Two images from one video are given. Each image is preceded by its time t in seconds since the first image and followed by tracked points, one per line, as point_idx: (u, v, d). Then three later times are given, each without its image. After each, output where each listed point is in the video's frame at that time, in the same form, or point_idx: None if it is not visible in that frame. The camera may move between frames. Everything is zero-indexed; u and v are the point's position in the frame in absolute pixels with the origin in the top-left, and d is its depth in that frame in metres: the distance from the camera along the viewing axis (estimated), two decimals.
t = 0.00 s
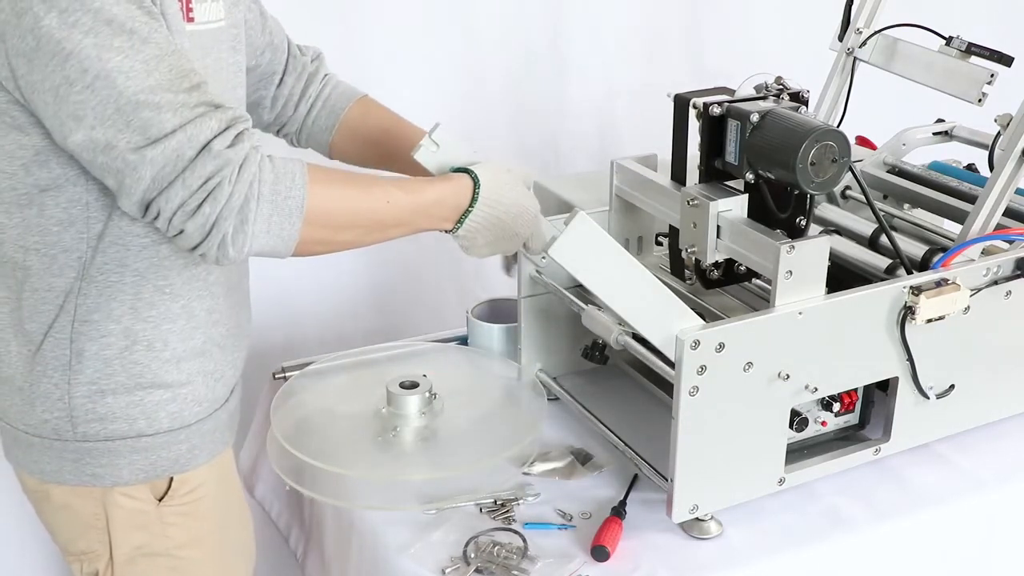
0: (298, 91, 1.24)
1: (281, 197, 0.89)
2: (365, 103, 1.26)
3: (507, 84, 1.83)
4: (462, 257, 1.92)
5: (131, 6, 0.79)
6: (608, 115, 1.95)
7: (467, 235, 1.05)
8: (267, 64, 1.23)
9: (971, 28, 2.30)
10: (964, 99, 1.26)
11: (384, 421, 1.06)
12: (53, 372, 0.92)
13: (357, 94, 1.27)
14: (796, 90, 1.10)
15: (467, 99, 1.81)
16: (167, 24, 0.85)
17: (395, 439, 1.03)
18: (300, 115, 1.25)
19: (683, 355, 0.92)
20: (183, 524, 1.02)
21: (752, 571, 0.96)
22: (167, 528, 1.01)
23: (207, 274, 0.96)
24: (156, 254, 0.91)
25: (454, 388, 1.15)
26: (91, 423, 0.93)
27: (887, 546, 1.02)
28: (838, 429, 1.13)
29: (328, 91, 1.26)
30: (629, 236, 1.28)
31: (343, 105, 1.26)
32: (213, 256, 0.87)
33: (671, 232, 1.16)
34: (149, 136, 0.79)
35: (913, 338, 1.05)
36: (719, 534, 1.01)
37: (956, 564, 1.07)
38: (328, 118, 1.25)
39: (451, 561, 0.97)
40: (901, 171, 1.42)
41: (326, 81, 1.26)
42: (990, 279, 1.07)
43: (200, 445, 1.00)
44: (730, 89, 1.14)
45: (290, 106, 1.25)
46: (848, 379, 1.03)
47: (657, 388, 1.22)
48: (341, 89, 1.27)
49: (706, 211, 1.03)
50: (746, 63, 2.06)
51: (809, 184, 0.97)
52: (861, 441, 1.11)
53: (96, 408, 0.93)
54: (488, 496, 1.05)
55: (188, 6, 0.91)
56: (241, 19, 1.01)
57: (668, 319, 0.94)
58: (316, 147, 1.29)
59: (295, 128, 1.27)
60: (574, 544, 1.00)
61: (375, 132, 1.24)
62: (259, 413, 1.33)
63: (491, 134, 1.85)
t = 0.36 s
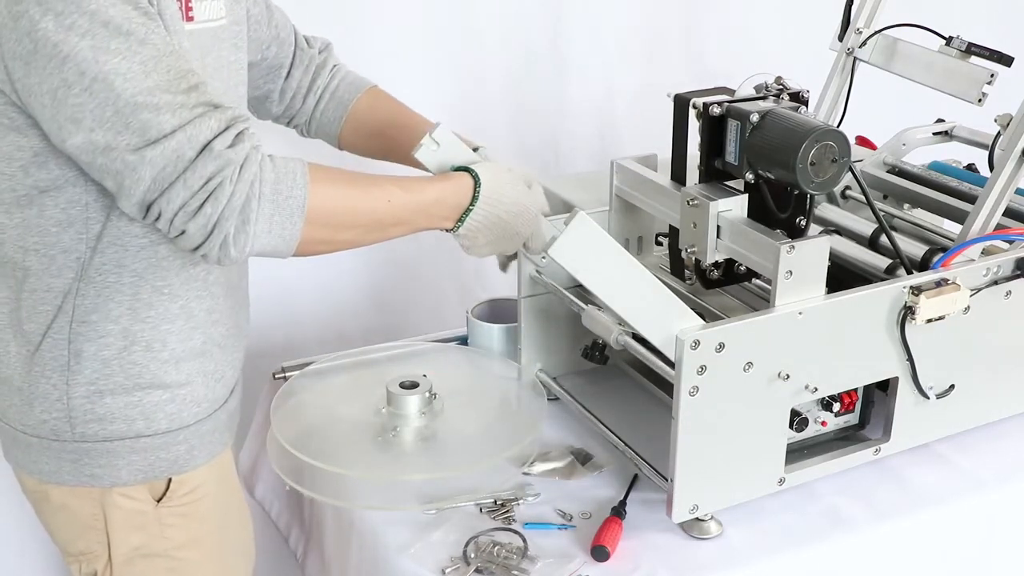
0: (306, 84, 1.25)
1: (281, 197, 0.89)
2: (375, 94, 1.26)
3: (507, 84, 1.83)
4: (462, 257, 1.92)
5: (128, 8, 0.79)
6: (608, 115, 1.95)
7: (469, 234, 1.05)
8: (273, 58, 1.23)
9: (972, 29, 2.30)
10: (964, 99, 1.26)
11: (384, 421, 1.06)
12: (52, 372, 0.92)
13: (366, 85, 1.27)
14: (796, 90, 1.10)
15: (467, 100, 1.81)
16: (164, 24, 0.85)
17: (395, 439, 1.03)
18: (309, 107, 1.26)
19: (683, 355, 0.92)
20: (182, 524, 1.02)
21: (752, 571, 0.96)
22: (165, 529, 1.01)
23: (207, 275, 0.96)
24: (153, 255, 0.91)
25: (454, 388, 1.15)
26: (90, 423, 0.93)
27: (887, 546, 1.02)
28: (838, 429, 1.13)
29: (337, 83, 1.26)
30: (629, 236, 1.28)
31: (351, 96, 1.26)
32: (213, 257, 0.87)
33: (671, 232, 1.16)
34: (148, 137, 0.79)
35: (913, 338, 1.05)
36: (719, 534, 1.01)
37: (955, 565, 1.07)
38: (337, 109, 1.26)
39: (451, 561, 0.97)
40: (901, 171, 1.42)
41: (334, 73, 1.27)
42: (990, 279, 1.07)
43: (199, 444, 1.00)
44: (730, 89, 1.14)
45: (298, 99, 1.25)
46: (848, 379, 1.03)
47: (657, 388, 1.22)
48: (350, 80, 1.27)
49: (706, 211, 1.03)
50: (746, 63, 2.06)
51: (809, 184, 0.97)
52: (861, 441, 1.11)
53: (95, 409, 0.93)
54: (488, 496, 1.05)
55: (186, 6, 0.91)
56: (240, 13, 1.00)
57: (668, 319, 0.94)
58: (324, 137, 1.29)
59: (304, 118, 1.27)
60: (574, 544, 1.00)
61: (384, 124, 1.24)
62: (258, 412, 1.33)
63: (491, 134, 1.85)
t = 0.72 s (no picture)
0: (309, 80, 1.25)
1: (280, 199, 0.89)
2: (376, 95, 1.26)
3: (507, 84, 1.83)
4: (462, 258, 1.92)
5: (125, 12, 0.79)
6: (608, 115, 1.95)
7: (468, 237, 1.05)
8: (274, 55, 1.23)
9: (972, 29, 2.30)
10: (964, 99, 1.26)
11: (383, 421, 1.06)
12: (50, 374, 0.92)
13: (368, 82, 1.26)
14: (796, 90, 1.10)
15: (466, 100, 1.81)
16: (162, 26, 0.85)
17: (395, 439, 1.03)
18: (311, 105, 1.26)
19: (683, 354, 0.92)
20: (182, 524, 1.02)
21: (753, 571, 0.96)
22: (165, 530, 1.01)
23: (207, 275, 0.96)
24: (153, 257, 0.91)
25: (453, 388, 1.14)
26: (88, 426, 0.93)
27: (888, 545, 1.02)
28: (838, 429, 1.13)
29: (339, 81, 1.26)
30: (629, 236, 1.28)
31: (353, 95, 1.25)
32: (212, 260, 0.87)
33: (671, 232, 1.16)
34: (146, 143, 0.79)
35: (913, 338, 1.05)
36: (719, 534, 1.01)
37: (955, 565, 1.07)
38: (339, 107, 1.25)
39: (451, 561, 0.97)
40: (901, 171, 1.42)
41: (337, 69, 1.27)
42: (990, 279, 1.07)
43: (199, 443, 1.00)
44: (730, 89, 1.14)
45: (301, 95, 1.25)
46: (848, 379, 1.03)
47: (657, 388, 1.22)
48: (352, 77, 1.27)
49: (706, 211, 1.03)
50: (745, 63, 2.06)
51: (809, 184, 0.97)
52: (862, 441, 1.11)
53: (93, 411, 0.93)
54: (488, 496, 1.05)
55: (183, 8, 0.91)
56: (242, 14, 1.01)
57: (668, 319, 0.94)
58: (328, 134, 1.29)
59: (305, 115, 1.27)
60: (574, 544, 1.00)
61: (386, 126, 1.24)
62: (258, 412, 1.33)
63: (491, 134, 1.85)
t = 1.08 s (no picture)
0: (306, 81, 1.25)
1: (281, 199, 0.89)
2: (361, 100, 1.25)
3: (507, 84, 1.83)
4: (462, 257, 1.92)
5: (125, 13, 0.78)
6: (608, 115, 1.95)
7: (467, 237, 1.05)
8: (272, 55, 1.23)
9: (972, 29, 2.30)
10: (964, 99, 1.26)
11: (384, 421, 1.06)
12: (50, 375, 0.92)
13: (364, 83, 1.26)
14: (796, 90, 1.10)
15: (466, 100, 1.81)
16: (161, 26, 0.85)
17: (395, 439, 1.03)
18: (309, 106, 1.26)
19: (683, 354, 0.92)
20: (181, 525, 1.02)
21: (753, 571, 0.96)
22: (165, 531, 1.01)
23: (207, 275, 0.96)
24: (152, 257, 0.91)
25: (453, 388, 1.14)
26: (89, 426, 0.93)
27: (887, 545, 1.02)
28: (838, 429, 1.13)
29: (336, 81, 1.26)
30: (629, 236, 1.28)
31: (350, 96, 1.26)
32: (219, 259, 0.87)
33: (671, 232, 1.16)
34: (149, 143, 0.79)
35: (913, 338, 1.05)
36: (719, 534, 1.01)
37: (955, 565, 1.07)
38: (336, 109, 1.26)
39: (451, 561, 0.97)
40: (901, 171, 1.42)
41: (334, 71, 1.26)
42: (990, 279, 1.07)
43: (198, 445, 1.00)
44: (730, 89, 1.14)
45: (298, 96, 1.25)
46: (847, 379, 1.03)
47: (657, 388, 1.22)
48: (348, 79, 1.27)
49: (706, 211, 1.03)
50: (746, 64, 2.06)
51: (809, 184, 0.97)
52: (861, 441, 1.11)
53: (94, 412, 0.93)
54: (488, 496, 1.05)
55: (182, 9, 0.90)
56: (240, 16, 1.01)
57: (668, 318, 0.94)
58: (325, 134, 1.29)
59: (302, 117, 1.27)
60: (574, 544, 1.00)
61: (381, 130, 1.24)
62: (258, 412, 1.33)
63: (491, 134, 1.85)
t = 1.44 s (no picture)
0: (307, 78, 1.25)
1: (281, 200, 0.89)
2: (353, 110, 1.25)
3: (506, 84, 1.83)
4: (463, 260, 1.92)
5: (125, 13, 0.78)
6: (607, 115, 1.95)
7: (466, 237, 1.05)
8: (273, 52, 1.23)
9: (971, 28, 2.30)
10: (964, 99, 1.26)
11: (384, 420, 1.06)
12: (50, 375, 0.92)
13: (368, 79, 1.26)
14: (796, 90, 1.10)
15: (466, 100, 1.81)
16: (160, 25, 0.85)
17: (395, 439, 1.03)
18: (310, 101, 1.26)
19: (683, 355, 0.92)
20: (182, 525, 1.02)
21: (753, 571, 0.96)
22: (165, 530, 1.01)
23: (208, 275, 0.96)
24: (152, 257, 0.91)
25: (453, 388, 1.14)
26: (89, 426, 0.93)
27: (887, 546, 1.02)
28: (838, 429, 1.13)
29: (337, 77, 1.26)
30: (629, 236, 1.28)
31: (353, 91, 1.25)
32: (213, 261, 0.87)
33: (671, 232, 1.16)
34: (148, 142, 0.79)
35: (913, 338, 1.05)
36: (719, 534, 1.01)
37: (956, 565, 1.07)
38: (336, 104, 1.25)
39: (451, 561, 0.97)
40: (901, 171, 1.42)
41: (335, 66, 1.27)
42: (990, 279, 1.07)
43: (198, 445, 1.00)
44: (730, 89, 1.14)
45: (299, 92, 1.25)
46: (847, 379, 1.03)
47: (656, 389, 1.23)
48: (350, 74, 1.27)
49: (706, 211, 1.03)
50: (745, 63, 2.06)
51: (809, 184, 0.97)
52: (861, 441, 1.11)
53: (93, 411, 0.93)
54: (488, 496, 1.05)
55: (182, 7, 0.91)
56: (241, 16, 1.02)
57: (668, 318, 0.94)
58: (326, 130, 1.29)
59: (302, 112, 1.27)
60: (574, 544, 1.00)
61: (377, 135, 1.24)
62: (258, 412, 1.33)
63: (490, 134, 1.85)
